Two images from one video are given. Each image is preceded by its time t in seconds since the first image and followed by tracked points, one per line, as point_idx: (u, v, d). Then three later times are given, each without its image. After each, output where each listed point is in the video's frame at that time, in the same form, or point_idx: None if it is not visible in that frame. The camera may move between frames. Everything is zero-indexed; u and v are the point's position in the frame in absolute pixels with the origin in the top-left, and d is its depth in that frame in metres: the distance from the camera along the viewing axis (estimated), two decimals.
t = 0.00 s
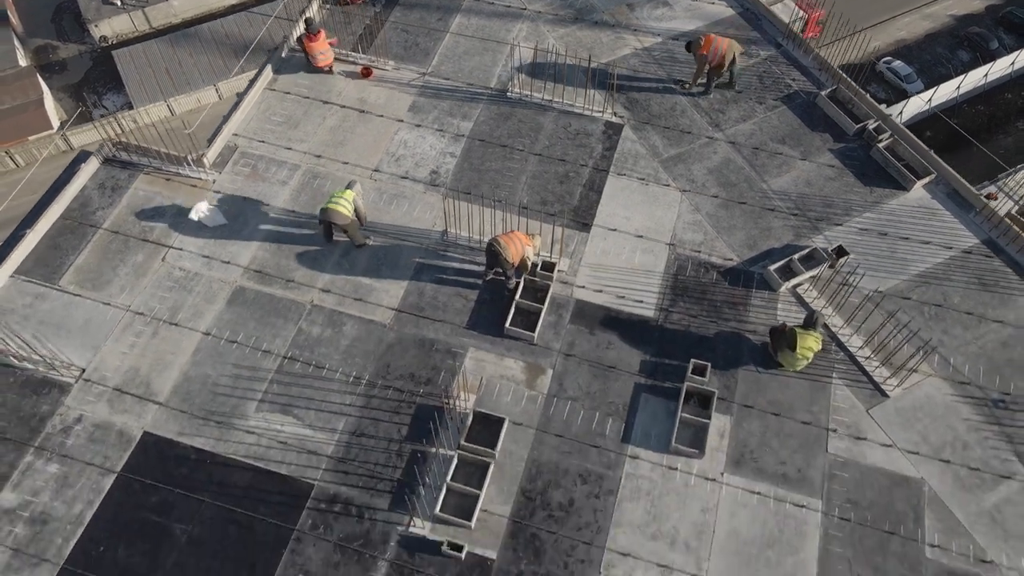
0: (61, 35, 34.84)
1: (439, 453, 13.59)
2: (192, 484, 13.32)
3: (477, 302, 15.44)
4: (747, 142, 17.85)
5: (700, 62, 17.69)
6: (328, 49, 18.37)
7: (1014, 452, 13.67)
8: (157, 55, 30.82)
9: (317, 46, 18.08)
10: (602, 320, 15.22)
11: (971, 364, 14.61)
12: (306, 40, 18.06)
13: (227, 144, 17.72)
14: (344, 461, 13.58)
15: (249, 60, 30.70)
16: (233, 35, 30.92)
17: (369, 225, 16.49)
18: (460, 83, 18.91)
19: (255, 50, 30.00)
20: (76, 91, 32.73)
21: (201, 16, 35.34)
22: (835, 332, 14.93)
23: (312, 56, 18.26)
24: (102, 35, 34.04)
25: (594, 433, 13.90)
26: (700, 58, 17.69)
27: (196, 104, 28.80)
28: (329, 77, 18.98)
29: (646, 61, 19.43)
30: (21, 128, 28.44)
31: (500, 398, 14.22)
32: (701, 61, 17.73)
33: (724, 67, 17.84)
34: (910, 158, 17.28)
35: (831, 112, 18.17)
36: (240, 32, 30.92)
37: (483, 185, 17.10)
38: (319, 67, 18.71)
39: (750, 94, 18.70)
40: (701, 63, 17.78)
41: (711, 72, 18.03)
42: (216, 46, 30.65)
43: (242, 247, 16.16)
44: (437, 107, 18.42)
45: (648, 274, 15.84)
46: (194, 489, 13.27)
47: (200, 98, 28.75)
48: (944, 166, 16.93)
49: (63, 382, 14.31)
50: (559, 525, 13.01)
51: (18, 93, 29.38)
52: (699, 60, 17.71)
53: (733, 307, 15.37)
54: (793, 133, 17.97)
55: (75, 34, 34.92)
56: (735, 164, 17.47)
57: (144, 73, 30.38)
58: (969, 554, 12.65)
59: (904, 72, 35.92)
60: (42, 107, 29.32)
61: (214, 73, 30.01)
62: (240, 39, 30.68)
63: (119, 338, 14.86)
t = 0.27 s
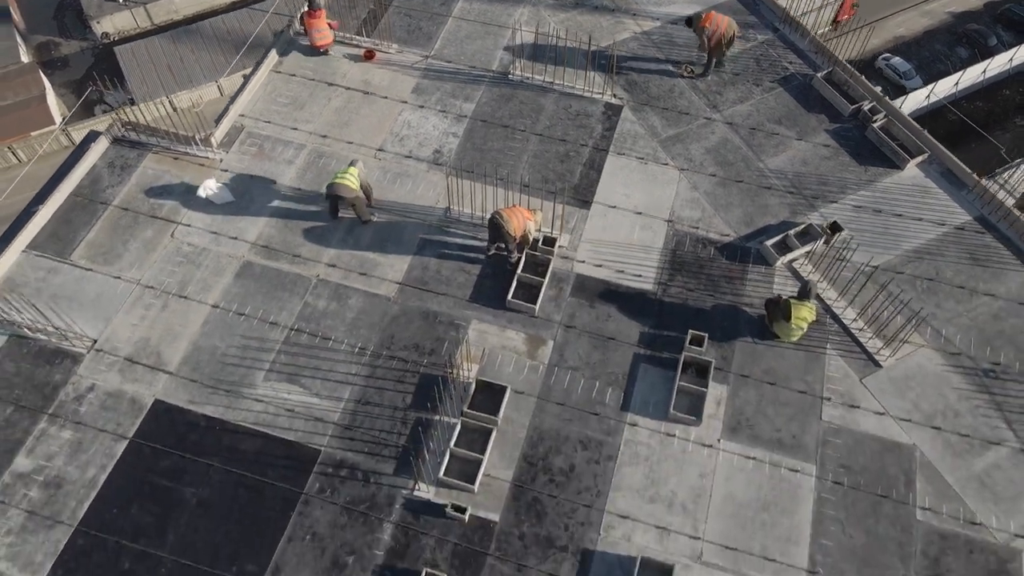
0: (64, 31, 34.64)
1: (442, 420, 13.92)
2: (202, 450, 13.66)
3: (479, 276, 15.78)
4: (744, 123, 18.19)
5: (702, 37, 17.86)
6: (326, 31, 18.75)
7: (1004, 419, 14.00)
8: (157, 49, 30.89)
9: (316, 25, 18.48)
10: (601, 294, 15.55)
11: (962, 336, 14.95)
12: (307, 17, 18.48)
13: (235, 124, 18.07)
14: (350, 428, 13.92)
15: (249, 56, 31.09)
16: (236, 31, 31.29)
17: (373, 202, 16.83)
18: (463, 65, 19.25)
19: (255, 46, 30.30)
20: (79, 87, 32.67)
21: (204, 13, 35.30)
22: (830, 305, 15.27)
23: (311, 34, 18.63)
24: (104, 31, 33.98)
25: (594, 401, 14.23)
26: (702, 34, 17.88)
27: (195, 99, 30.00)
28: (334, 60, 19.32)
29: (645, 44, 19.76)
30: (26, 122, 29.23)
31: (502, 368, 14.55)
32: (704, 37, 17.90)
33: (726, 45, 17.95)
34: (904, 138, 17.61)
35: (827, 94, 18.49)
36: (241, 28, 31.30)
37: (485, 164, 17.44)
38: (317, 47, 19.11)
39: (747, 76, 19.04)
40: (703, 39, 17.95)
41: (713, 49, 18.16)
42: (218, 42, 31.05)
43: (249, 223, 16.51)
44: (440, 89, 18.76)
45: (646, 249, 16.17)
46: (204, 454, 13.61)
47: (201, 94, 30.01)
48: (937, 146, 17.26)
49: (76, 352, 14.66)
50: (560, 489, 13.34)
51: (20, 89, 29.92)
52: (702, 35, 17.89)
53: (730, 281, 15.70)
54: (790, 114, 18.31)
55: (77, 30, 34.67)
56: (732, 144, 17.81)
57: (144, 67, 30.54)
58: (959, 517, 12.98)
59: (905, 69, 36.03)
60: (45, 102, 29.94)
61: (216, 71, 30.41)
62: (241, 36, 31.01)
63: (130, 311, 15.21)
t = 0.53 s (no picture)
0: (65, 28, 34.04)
1: (445, 392, 14.21)
2: (210, 420, 13.96)
3: (481, 254, 16.08)
4: (741, 106, 18.47)
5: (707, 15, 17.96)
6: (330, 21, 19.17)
7: (995, 391, 14.28)
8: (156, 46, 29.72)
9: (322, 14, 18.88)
10: (601, 272, 15.84)
11: (954, 311, 15.23)
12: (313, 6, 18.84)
13: (240, 107, 18.37)
14: (354, 400, 14.20)
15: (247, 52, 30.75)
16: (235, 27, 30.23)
17: (377, 183, 17.12)
18: (464, 50, 19.53)
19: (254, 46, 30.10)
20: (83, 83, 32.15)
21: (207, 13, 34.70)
22: (825, 282, 15.56)
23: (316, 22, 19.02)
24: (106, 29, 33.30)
25: (593, 374, 14.52)
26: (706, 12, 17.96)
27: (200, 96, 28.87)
28: (338, 45, 19.62)
29: (644, 30, 20.04)
30: (27, 119, 28.60)
31: (503, 342, 14.85)
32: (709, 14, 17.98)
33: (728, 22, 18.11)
34: (898, 120, 17.91)
35: (823, 78, 18.79)
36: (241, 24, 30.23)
37: (487, 146, 17.74)
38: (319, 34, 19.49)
39: (744, 60, 19.34)
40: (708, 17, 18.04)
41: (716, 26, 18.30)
42: (219, 39, 30.13)
43: (255, 203, 16.81)
44: (442, 73, 19.05)
45: (645, 228, 16.46)
46: (211, 425, 13.90)
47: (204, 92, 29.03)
48: (931, 128, 17.56)
49: (86, 327, 14.95)
50: (560, 459, 13.62)
51: (22, 85, 29.31)
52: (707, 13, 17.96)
53: (727, 259, 15.99)
54: (786, 97, 18.60)
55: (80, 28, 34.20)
56: (729, 126, 18.11)
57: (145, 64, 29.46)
58: (950, 485, 13.27)
59: (903, 66, 35.60)
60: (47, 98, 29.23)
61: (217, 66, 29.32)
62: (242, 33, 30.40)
63: (138, 287, 15.50)
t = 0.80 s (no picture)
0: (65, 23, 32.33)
1: (448, 361, 14.57)
2: (219, 387, 14.31)
3: (483, 229, 16.43)
4: (738, 87, 18.83)
5: None
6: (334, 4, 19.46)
7: (984, 360, 14.64)
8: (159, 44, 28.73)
9: None
10: (600, 246, 16.19)
11: (945, 284, 15.59)
12: None
13: (246, 88, 18.72)
14: (359, 369, 14.55)
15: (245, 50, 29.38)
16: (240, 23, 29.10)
17: (381, 161, 17.49)
18: (466, 33, 19.88)
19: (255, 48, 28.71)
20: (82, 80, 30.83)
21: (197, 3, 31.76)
22: (819, 256, 15.90)
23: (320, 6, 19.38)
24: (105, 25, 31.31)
25: (593, 344, 14.87)
26: None
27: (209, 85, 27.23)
28: (342, 28, 19.98)
29: (642, 14, 20.39)
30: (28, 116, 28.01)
31: (505, 313, 15.20)
32: None
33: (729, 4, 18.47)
34: (892, 101, 18.27)
35: (818, 60, 19.15)
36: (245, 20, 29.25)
37: (488, 126, 18.10)
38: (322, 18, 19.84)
39: (741, 43, 19.70)
40: None
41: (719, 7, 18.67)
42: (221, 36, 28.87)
43: (261, 180, 17.18)
44: (445, 56, 19.41)
45: (643, 204, 16.81)
46: (220, 392, 14.25)
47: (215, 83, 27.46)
48: (924, 108, 17.92)
49: (97, 298, 15.30)
50: (560, 424, 13.96)
51: (24, 82, 28.29)
52: None
53: (723, 234, 16.35)
54: (782, 79, 18.96)
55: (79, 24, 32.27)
56: (726, 107, 18.46)
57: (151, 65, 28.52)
58: (940, 449, 13.62)
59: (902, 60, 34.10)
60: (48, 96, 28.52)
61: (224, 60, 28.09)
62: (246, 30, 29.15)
63: (148, 260, 15.85)
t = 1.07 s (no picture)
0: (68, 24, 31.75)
1: (450, 333, 14.93)
2: (226, 359, 14.67)
3: (484, 207, 16.81)
4: (734, 72, 19.23)
5: None
6: None
7: (973, 332, 15.01)
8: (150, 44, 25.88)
9: None
10: (598, 225, 16.55)
11: (936, 260, 15.96)
12: None
13: (253, 73, 19.12)
14: (364, 341, 14.90)
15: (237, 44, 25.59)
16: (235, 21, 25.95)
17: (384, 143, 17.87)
18: (467, 20, 20.28)
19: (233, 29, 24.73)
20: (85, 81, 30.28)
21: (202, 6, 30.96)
22: (813, 233, 16.27)
23: None
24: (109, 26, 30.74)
25: (591, 317, 15.23)
26: None
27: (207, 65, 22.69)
28: (346, 15, 20.39)
29: (640, 2, 20.79)
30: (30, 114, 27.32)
31: (505, 288, 15.57)
32: None
33: None
34: (884, 85, 18.66)
35: (812, 46, 19.54)
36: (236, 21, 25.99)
37: (489, 109, 18.49)
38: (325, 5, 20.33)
39: (736, 29, 20.11)
40: None
41: None
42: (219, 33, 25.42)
43: (267, 161, 17.56)
44: (447, 42, 19.81)
45: (641, 184, 17.19)
46: (228, 363, 14.61)
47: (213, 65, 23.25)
48: (916, 91, 18.31)
49: (107, 274, 15.68)
50: (559, 394, 14.31)
51: (27, 82, 27.75)
52: None
53: (719, 212, 16.72)
54: (777, 64, 19.36)
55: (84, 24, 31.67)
56: (722, 91, 18.86)
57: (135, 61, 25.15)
58: (930, 417, 13.98)
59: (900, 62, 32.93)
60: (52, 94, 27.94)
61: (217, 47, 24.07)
62: (241, 28, 25.21)
63: (156, 237, 16.23)
